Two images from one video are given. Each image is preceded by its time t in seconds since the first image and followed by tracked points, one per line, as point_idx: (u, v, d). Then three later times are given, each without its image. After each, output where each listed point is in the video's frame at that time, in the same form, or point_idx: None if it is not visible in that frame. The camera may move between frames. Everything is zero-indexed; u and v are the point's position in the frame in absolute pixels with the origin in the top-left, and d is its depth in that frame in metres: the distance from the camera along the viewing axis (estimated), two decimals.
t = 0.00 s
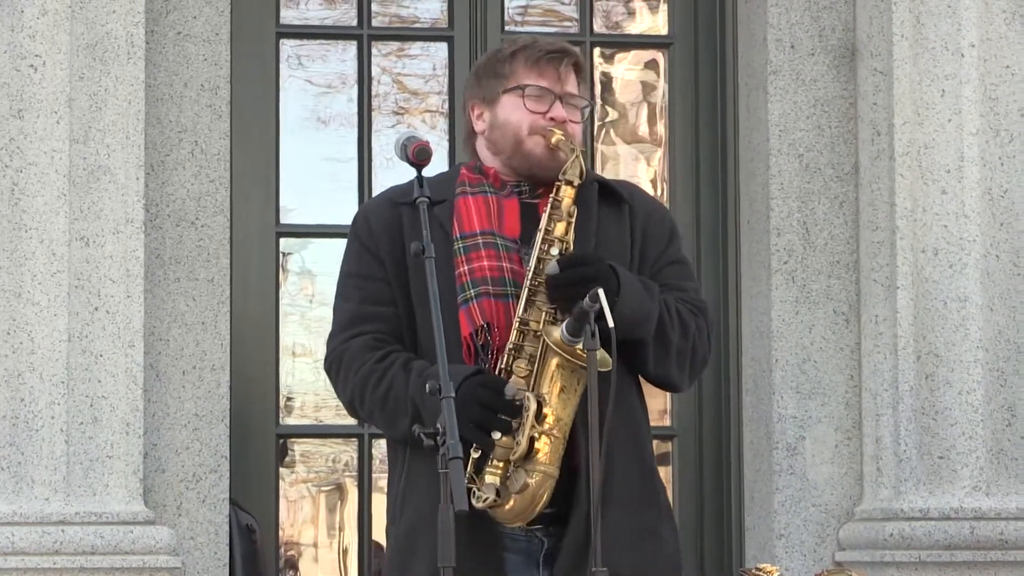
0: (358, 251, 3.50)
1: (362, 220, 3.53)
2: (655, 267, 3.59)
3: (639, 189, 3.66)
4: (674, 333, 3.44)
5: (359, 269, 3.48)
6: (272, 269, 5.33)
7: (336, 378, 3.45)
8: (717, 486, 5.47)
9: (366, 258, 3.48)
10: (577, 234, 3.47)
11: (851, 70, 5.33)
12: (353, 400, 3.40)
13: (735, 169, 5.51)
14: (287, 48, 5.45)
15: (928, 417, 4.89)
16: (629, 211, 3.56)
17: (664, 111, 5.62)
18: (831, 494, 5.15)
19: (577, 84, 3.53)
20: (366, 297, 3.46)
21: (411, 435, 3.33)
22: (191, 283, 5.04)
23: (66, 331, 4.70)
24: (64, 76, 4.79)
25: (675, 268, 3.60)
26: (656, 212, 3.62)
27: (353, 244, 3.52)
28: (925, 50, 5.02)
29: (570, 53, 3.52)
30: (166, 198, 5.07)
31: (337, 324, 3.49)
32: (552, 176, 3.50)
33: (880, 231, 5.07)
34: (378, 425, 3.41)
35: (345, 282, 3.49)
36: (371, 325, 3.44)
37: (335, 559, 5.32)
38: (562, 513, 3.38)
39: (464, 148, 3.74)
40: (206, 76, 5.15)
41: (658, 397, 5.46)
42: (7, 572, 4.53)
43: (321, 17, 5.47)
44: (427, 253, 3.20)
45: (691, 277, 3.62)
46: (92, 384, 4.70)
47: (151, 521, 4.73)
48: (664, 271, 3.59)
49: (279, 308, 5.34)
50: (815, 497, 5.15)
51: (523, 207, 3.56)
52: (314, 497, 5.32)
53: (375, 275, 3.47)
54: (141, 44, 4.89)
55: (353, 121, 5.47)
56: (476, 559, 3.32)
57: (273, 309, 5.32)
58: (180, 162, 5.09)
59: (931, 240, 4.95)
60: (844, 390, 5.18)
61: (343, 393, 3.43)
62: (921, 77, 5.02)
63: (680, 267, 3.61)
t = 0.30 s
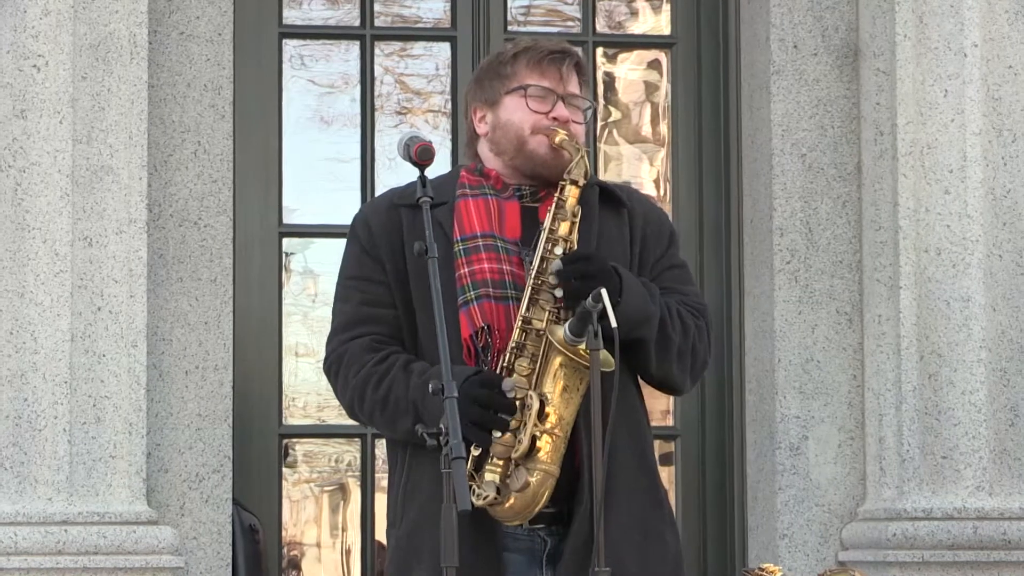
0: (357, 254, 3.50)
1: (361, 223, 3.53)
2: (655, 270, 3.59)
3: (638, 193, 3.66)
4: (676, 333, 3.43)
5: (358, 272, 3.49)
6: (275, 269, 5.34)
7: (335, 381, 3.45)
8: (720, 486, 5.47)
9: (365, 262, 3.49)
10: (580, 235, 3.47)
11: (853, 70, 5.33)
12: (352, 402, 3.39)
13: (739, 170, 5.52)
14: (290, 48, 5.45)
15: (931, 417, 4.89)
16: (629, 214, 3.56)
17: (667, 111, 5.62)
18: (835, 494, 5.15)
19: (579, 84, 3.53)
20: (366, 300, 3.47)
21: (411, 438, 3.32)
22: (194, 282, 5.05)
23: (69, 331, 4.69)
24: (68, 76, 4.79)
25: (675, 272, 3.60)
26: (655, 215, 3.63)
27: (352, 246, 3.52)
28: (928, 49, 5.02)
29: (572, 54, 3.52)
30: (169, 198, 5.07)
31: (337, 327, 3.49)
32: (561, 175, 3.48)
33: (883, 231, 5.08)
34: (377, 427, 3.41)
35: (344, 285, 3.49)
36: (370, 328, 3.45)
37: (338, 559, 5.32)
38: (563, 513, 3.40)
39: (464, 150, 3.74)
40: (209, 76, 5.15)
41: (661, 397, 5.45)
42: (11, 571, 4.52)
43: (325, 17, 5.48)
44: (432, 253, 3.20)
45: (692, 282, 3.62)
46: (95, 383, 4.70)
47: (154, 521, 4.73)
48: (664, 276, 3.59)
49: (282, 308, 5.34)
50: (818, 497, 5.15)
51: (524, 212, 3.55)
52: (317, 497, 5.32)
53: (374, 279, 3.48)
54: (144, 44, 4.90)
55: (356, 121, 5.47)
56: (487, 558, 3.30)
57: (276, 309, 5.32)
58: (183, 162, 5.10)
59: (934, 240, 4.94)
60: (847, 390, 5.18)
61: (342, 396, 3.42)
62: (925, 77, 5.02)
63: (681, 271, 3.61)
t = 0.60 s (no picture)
0: (358, 254, 3.50)
1: (361, 223, 3.53)
2: (656, 270, 3.59)
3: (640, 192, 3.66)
4: (677, 332, 3.43)
5: (359, 272, 3.48)
6: (276, 269, 5.33)
7: (335, 382, 3.45)
8: (721, 487, 5.47)
9: (365, 262, 3.49)
10: (581, 235, 3.47)
11: (855, 70, 5.33)
12: (353, 402, 3.40)
13: (740, 170, 5.52)
14: (292, 48, 5.45)
15: (932, 417, 4.89)
16: (630, 214, 3.56)
17: (669, 112, 5.62)
18: (836, 494, 5.15)
19: (581, 86, 3.53)
20: (366, 300, 3.47)
21: (413, 439, 3.33)
22: (196, 283, 5.05)
23: (70, 331, 4.69)
24: (69, 76, 4.79)
25: (677, 272, 3.61)
26: (655, 214, 3.63)
27: (352, 247, 3.52)
28: (930, 50, 5.02)
29: (575, 55, 3.53)
30: (171, 198, 5.07)
31: (337, 328, 3.49)
32: (561, 177, 3.49)
33: (885, 231, 5.08)
34: (378, 428, 3.41)
35: (345, 285, 3.49)
36: (371, 329, 3.45)
37: (339, 559, 5.32)
38: (566, 513, 3.39)
39: (465, 148, 3.74)
40: (211, 76, 5.15)
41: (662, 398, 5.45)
42: (12, 571, 4.52)
43: (326, 17, 5.48)
44: (433, 252, 3.19)
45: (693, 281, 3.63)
46: (97, 384, 4.70)
47: (156, 521, 4.73)
48: (666, 275, 3.60)
49: (283, 308, 5.34)
50: (819, 497, 5.15)
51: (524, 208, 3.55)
52: (318, 497, 5.32)
53: (375, 279, 3.47)
54: (145, 44, 4.90)
55: (358, 121, 5.47)
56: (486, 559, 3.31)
57: (278, 309, 5.32)
58: (185, 162, 5.10)
59: (936, 240, 4.95)
60: (849, 390, 5.18)
61: (343, 397, 3.43)
62: (926, 77, 5.02)
63: (682, 270, 3.62)
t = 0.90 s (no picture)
0: (356, 260, 3.50)
1: (359, 228, 3.52)
2: (656, 268, 3.59)
3: (638, 190, 3.66)
4: (677, 329, 3.43)
5: (360, 273, 3.49)
6: (279, 269, 5.33)
7: (338, 388, 3.45)
8: (723, 486, 5.47)
9: (363, 266, 3.49)
10: (578, 233, 3.47)
11: (857, 70, 5.33)
12: (357, 408, 3.40)
13: (742, 168, 5.52)
14: (294, 48, 5.45)
15: (934, 417, 4.89)
16: (628, 212, 3.56)
17: (670, 112, 5.62)
18: (838, 494, 5.15)
19: (576, 84, 3.53)
20: (367, 302, 3.47)
21: (416, 442, 3.33)
22: (198, 283, 5.05)
23: (73, 331, 4.69)
24: (72, 76, 4.79)
25: (677, 268, 3.60)
26: (654, 213, 3.63)
27: (350, 252, 3.52)
28: (932, 50, 5.02)
29: (569, 53, 3.53)
30: (173, 198, 5.07)
31: (338, 335, 3.49)
32: (557, 176, 3.49)
33: (887, 231, 5.08)
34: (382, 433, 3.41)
35: (345, 290, 3.50)
36: (373, 334, 3.46)
37: (342, 559, 5.32)
38: (570, 514, 3.39)
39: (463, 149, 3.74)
40: (213, 76, 5.15)
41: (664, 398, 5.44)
42: (14, 572, 4.53)
43: (328, 18, 5.48)
44: (435, 252, 3.19)
45: (693, 278, 3.62)
46: (99, 383, 4.70)
47: (158, 521, 4.73)
48: (665, 273, 3.59)
49: (286, 308, 5.34)
50: (821, 497, 5.15)
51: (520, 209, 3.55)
52: (320, 497, 5.32)
53: (374, 284, 3.48)
54: (147, 44, 4.90)
55: (360, 121, 5.47)
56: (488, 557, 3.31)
57: (279, 309, 5.32)
58: (187, 162, 5.10)
59: (938, 240, 4.94)
60: (851, 390, 5.18)
61: (346, 403, 3.43)
62: (928, 77, 5.02)
63: (682, 267, 3.61)
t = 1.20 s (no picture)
0: (355, 262, 3.50)
1: (358, 230, 3.53)
2: (655, 265, 3.59)
3: (636, 188, 3.66)
4: (676, 326, 3.43)
5: (361, 274, 3.49)
6: (282, 269, 5.33)
7: (339, 392, 3.46)
8: (726, 486, 5.47)
9: (362, 269, 3.49)
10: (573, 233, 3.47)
11: (860, 70, 5.32)
12: (357, 411, 3.40)
13: (745, 167, 5.51)
14: (297, 48, 5.45)
15: (938, 417, 4.88)
16: (625, 211, 3.57)
17: (673, 112, 5.62)
18: (841, 494, 5.14)
19: (569, 82, 3.52)
20: (369, 304, 3.47)
21: (417, 445, 3.33)
22: (201, 283, 5.05)
23: (76, 331, 4.70)
24: (75, 76, 4.79)
25: (676, 264, 3.60)
26: (652, 209, 3.63)
27: (349, 254, 3.52)
28: (935, 50, 5.02)
29: (562, 52, 3.51)
30: (176, 198, 5.07)
31: (338, 338, 3.49)
32: (552, 176, 3.49)
33: (890, 231, 5.08)
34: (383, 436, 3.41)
35: (345, 292, 3.50)
36: (372, 336, 3.46)
37: (345, 558, 5.32)
38: (571, 514, 3.39)
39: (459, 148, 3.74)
40: (216, 76, 5.15)
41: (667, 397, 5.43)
42: (18, 572, 4.53)
43: (331, 18, 5.48)
44: (438, 253, 3.19)
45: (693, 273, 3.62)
46: (102, 384, 4.71)
47: (161, 521, 4.73)
48: (664, 269, 3.59)
49: (289, 308, 5.34)
50: (824, 497, 5.15)
51: (518, 208, 3.55)
52: (323, 497, 5.32)
53: (374, 286, 3.48)
54: (151, 44, 4.90)
55: (362, 121, 5.47)
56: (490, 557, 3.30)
57: (282, 309, 5.32)
58: (190, 162, 5.10)
59: (941, 240, 4.94)
60: (854, 390, 5.18)
61: (347, 407, 3.43)
62: (931, 77, 5.02)
63: (681, 264, 3.61)
